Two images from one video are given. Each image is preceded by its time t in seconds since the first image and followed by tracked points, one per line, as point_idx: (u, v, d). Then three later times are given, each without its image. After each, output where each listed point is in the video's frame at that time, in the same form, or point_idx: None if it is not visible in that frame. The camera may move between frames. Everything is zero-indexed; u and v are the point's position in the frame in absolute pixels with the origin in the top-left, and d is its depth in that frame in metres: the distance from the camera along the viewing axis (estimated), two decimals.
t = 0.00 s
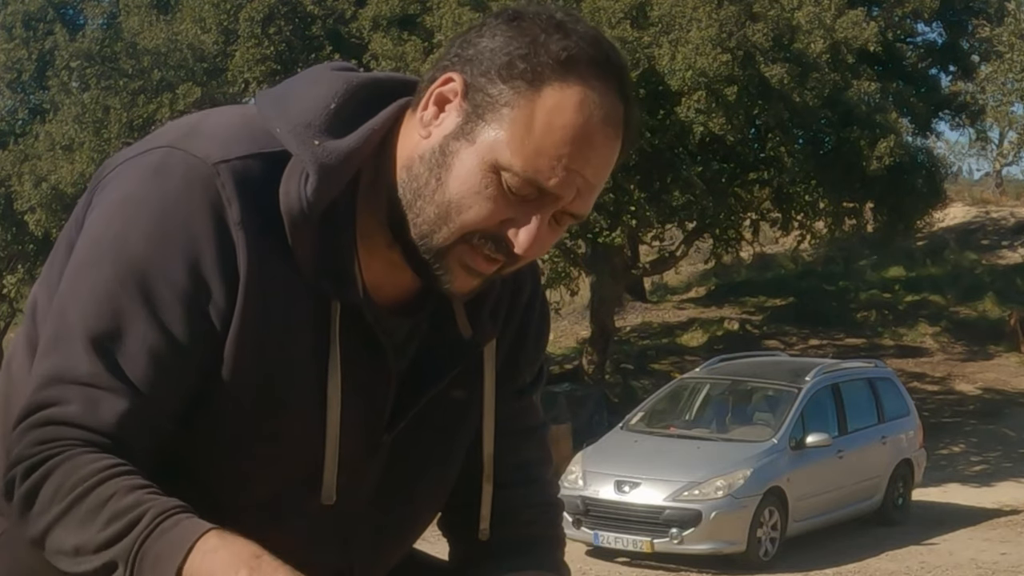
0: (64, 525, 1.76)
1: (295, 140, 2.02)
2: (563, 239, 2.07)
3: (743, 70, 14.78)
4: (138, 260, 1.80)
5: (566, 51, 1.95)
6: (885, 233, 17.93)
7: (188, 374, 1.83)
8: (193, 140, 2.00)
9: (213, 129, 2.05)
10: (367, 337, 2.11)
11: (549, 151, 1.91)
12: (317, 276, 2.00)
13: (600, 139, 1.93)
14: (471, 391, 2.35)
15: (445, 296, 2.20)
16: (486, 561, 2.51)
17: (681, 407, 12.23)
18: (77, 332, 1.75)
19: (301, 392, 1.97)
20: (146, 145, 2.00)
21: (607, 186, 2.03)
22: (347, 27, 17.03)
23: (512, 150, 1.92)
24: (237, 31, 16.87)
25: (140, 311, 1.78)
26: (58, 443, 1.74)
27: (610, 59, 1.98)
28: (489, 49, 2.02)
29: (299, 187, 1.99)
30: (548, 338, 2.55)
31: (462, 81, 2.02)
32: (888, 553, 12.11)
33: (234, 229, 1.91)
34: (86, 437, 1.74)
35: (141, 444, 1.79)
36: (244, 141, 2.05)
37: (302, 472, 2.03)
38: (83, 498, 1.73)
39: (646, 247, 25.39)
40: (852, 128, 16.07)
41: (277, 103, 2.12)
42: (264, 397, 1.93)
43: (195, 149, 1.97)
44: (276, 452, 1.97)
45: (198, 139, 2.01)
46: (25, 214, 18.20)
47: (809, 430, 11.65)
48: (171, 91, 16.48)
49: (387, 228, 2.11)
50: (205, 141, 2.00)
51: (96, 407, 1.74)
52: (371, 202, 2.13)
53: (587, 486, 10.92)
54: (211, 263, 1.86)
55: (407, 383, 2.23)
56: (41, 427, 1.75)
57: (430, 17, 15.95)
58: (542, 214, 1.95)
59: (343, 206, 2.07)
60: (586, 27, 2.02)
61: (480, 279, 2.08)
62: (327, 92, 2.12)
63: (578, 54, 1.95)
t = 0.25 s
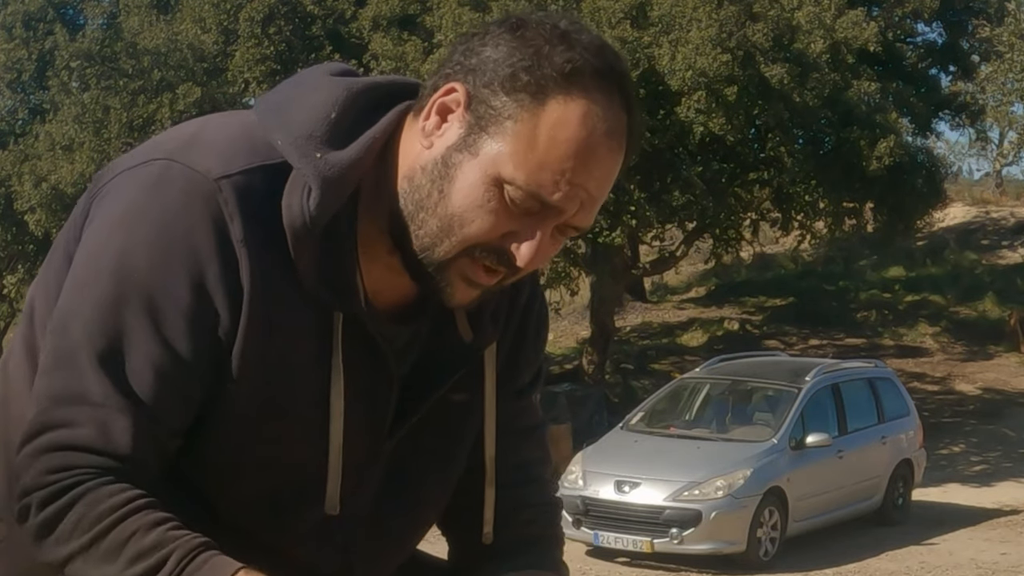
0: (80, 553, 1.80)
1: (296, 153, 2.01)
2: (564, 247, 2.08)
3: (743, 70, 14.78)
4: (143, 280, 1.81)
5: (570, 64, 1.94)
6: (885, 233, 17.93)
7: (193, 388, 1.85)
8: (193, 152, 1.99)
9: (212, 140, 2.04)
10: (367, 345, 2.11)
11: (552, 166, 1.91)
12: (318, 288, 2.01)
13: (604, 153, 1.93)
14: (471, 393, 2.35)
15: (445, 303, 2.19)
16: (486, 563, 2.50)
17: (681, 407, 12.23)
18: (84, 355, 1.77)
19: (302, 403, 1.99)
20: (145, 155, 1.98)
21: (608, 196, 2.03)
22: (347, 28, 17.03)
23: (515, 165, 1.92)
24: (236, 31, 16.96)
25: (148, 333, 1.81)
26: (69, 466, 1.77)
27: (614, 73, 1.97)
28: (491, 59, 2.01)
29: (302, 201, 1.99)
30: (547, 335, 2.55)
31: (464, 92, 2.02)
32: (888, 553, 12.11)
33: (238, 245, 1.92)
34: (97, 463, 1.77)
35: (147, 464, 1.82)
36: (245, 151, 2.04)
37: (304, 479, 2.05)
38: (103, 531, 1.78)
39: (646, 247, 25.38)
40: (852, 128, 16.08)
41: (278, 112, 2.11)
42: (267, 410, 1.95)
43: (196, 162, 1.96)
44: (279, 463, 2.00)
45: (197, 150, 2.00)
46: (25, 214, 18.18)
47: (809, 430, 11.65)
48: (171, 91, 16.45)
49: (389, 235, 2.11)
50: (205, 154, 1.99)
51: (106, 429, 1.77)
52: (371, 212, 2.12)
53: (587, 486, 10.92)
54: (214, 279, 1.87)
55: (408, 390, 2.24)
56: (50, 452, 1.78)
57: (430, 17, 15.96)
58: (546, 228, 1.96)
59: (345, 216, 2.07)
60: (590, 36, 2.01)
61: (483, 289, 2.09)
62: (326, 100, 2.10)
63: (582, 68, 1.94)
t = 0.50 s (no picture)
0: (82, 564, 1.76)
1: (301, 156, 2.02)
2: (564, 246, 2.07)
3: (743, 70, 14.77)
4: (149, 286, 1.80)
5: (566, 65, 1.94)
6: (885, 233, 17.94)
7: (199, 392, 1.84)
8: (197, 156, 1.98)
9: (215, 144, 2.03)
10: (370, 347, 2.12)
11: (550, 165, 1.91)
12: (325, 292, 2.01)
13: (602, 154, 1.93)
14: (471, 395, 2.35)
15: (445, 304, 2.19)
16: (489, 563, 2.50)
17: (681, 407, 12.23)
18: (89, 361, 1.75)
19: (307, 409, 2.00)
20: (147, 159, 1.97)
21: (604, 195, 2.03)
22: (347, 28, 17.04)
23: (512, 164, 1.92)
24: (236, 31, 17.01)
25: (152, 339, 1.79)
26: (73, 473, 1.75)
27: (609, 70, 1.97)
28: (488, 59, 2.01)
29: (307, 205, 1.98)
30: (545, 337, 2.55)
31: (461, 92, 2.02)
32: (888, 553, 12.11)
33: (244, 251, 1.91)
34: (103, 469, 1.75)
35: (152, 469, 1.80)
36: (248, 155, 2.03)
37: (307, 480, 2.05)
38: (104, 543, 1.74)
39: (645, 248, 25.38)
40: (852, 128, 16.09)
41: (280, 114, 2.11)
42: (271, 416, 1.95)
43: (199, 166, 1.95)
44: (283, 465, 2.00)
45: (200, 154, 1.99)
46: (25, 214, 18.18)
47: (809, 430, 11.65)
48: (171, 91, 16.43)
49: (390, 239, 2.12)
50: (208, 158, 1.98)
51: (110, 436, 1.75)
52: (375, 214, 2.13)
53: (587, 486, 10.92)
54: (220, 282, 1.86)
55: (410, 392, 2.25)
56: (52, 460, 1.75)
57: (430, 17, 15.96)
58: (544, 228, 1.96)
59: (348, 221, 2.06)
60: (586, 34, 2.01)
61: (485, 290, 2.08)
62: (329, 101, 2.11)
63: (578, 67, 1.94)
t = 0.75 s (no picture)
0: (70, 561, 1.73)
1: (303, 152, 2.00)
2: (552, 224, 2.03)
3: (743, 70, 14.75)
4: (147, 284, 1.77)
5: (554, 30, 1.96)
6: (885, 233, 17.94)
7: (197, 391, 1.81)
8: (197, 154, 1.95)
9: (215, 143, 2.01)
10: (373, 345, 2.09)
11: (532, 120, 1.90)
12: (330, 291, 1.98)
13: (589, 116, 1.93)
14: (473, 393, 2.33)
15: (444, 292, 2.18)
16: (495, 562, 2.51)
17: (681, 407, 12.23)
18: (84, 360, 1.72)
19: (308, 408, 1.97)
20: (146, 158, 1.94)
21: (593, 173, 2.01)
22: (347, 28, 17.05)
23: (496, 120, 1.92)
24: (236, 31, 17.05)
25: (149, 337, 1.76)
26: (67, 473, 1.72)
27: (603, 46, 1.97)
28: (480, 34, 2.04)
29: (311, 200, 1.96)
30: (546, 336, 2.55)
31: (452, 64, 2.05)
32: (888, 553, 12.11)
33: (246, 250, 1.88)
34: (100, 467, 1.73)
35: (148, 468, 1.78)
36: (249, 154, 2.01)
37: (311, 479, 2.03)
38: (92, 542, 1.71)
39: (645, 248, 25.38)
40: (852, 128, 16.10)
41: (281, 111, 2.09)
42: (270, 413, 1.92)
43: (200, 165, 1.92)
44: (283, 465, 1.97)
45: (200, 153, 1.96)
46: (25, 214, 18.18)
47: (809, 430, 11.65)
48: (171, 91, 16.44)
49: (385, 235, 2.07)
50: (209, 157, 1.95)
51: (105, 434, 1.72)
52: (369, 206, 2.08)
53: (587, 486, 10.92)
54: (219, 280, 1.83)
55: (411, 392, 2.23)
56: (47, 457, 1.73)
57: (430, 17, 15.97)
58: (525, 185, 1.92)
59: (348, 216, 2.04)
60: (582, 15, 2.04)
61: (468, 269, 2.02)
62: (331, 97, 2.09)
63: (566, 33, 1.96)
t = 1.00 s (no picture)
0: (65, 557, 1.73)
1: (303, 153, 1.99)
2: (548, 224, 2.05)
3: (743, 70, 14.74)
4: (146, 284, 1.76)
5: (564, 29, 2.00)
6: (885, 233, 17.94)
7: (196, 392, 1.81)
8: (196, 155, 1.94)
9: (214, 143, 1.99)
10: (371, 347, 2.09)
11: (536, 111, 1.93)
12: (328, 293, 1.98)
13: (591, 112, 1.96)
14: (473, 394, 2.32)
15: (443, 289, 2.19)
16: (498, 563, 2.51)
17: (681, 407, 12.23)
18: (81, 360, 1.72)
19: (304, 410, 1.96)
20: (145, 160, 1.93)
21: (592, 175, 2.05)
22: (347, 28, 17.05)
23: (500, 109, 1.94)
24: (236, 31, 17.07)
25: (147, 338, 1.75)
26: (65, 472, 1.72)
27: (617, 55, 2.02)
28: (491, 31, 2.08)
29: (310, 201, 1.96)
30: (547, 338, 2.54)
31: (460, 59, 2.08)
32: (888, 553, 12.11)
33: (244, 251, 1.87)
34: (99, 468, 1.73)
35: (144, 468, 1.77)
36: (247, 155, 2.00)
37: (307, 481, 2.03)
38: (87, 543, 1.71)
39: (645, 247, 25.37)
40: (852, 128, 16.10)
41: (280, 111, 2.08)
42: (266, 411, 1.91)
43: (199, 166, 1.91)
44: (279, 464, 1.97)
45: (198, 153, 1.95)
46: (25, 214, 18.18)
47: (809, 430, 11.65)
48: (171, 91, 16.42)
49: (383, 235, 2.07)
50: (207, 157, 1.94)
51: (103, 434, 1.72)
52: (371, 210, 2.07)
53: (587, 486, 10.92)
54: (216, 281, 1.82)
55: (410, 392, 2.23)
56: (43, 458, 1.73)
57: (431, 17, 15.98)
58: (524, 173, 1.94)
59: (347, 217, 2.03)
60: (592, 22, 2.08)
61: (459, 263, 2.02)
62: (331, 98, 2.09)
63: (575, 33, 2.00)
